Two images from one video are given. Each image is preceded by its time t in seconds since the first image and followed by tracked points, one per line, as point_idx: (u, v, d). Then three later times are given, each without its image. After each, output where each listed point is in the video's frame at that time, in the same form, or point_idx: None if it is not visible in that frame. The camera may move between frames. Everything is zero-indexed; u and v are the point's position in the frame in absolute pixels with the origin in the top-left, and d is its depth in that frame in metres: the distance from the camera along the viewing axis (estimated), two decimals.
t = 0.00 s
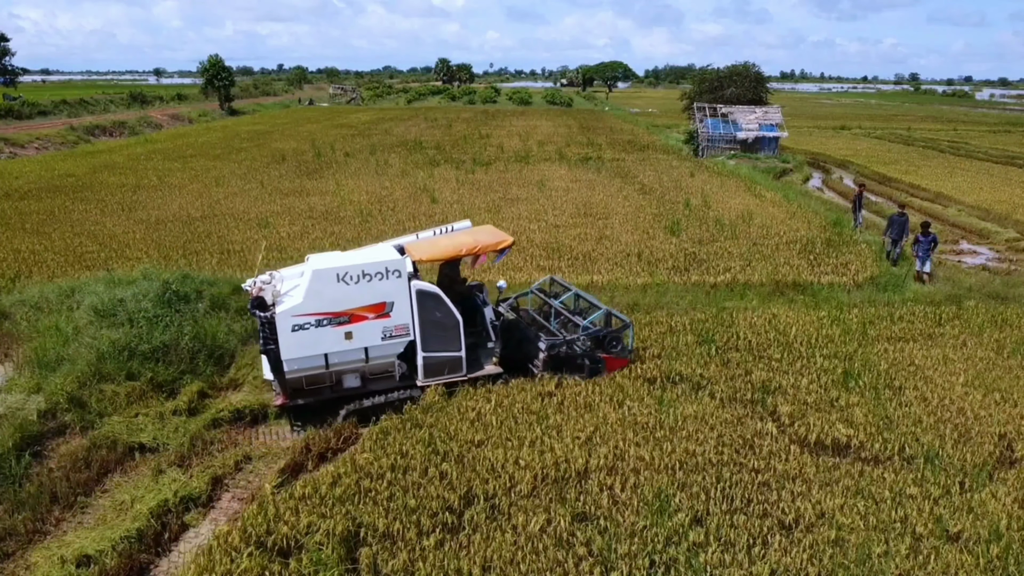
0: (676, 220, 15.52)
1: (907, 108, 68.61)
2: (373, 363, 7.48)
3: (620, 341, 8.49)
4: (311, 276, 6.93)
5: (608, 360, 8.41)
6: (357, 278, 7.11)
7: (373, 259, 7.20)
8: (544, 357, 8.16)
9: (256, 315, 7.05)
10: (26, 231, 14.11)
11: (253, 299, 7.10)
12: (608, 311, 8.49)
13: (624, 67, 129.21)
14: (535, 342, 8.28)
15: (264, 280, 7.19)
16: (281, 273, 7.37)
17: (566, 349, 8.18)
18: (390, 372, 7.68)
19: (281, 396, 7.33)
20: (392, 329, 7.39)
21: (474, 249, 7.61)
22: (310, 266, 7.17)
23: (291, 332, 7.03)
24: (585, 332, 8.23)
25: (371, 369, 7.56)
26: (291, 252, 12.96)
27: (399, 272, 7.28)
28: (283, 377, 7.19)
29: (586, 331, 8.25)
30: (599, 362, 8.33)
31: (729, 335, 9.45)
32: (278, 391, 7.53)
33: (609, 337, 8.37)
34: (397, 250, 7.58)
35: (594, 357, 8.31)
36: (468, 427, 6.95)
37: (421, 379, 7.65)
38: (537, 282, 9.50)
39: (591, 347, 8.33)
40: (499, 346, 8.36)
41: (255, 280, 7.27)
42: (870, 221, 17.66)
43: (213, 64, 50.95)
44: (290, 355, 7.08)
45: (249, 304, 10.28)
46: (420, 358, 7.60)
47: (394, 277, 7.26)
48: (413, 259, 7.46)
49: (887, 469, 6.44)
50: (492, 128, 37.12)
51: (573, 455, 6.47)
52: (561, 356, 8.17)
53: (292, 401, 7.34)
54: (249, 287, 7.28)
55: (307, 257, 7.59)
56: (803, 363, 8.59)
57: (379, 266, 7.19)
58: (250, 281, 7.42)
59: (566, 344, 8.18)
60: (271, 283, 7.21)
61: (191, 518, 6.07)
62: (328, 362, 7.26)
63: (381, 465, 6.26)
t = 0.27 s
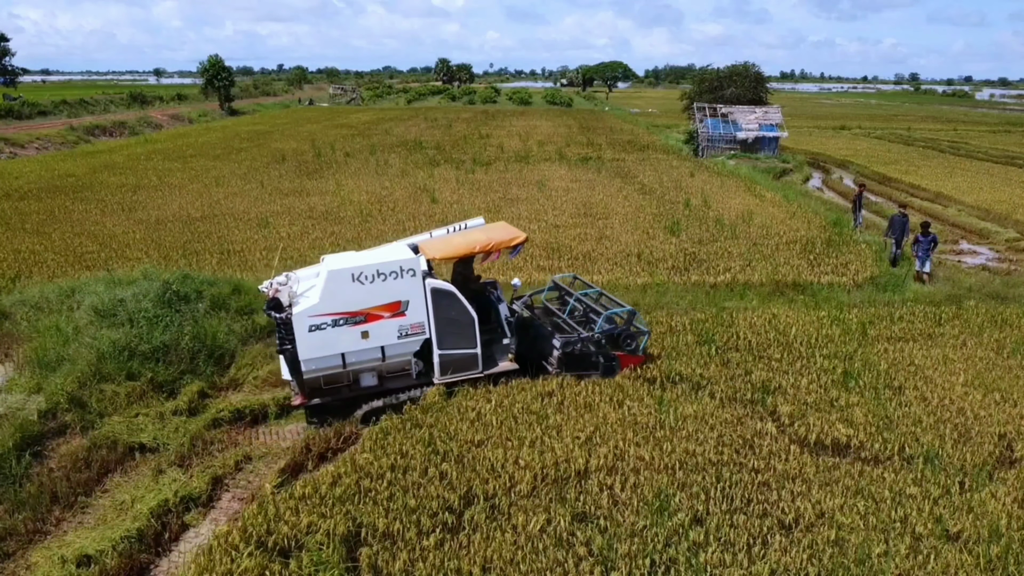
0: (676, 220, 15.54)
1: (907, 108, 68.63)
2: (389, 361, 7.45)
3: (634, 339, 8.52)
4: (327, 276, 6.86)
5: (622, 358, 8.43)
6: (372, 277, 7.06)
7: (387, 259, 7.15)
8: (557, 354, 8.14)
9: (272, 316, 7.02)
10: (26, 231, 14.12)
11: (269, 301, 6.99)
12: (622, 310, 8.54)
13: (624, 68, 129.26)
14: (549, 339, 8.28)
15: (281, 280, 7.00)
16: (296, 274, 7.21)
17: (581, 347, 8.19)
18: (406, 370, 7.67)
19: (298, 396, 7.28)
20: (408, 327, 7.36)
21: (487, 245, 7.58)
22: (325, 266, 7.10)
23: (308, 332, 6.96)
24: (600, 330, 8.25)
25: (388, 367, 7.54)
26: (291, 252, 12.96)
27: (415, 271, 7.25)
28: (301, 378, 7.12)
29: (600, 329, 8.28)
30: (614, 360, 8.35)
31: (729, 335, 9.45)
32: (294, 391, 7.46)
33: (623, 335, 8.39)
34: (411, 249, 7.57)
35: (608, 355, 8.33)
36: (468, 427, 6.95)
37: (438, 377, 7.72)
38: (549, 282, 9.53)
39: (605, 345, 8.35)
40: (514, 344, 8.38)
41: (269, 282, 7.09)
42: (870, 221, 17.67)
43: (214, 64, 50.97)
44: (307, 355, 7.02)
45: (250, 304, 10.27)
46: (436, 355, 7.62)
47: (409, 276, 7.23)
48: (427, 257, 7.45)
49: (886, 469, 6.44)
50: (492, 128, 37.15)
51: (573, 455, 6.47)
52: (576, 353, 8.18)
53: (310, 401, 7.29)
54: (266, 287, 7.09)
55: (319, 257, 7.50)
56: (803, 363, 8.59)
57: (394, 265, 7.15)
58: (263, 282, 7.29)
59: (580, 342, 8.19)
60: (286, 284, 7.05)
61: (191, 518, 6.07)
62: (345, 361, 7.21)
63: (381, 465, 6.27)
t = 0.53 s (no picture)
0: (676, 220, 15.54)
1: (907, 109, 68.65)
2: (407, 359, 7.46)
3: (650, 336, 8.49)
4: (347, 274, 6.90)
5: (638, 355, 8.41)
6: (391, 275, 7.10)
7: (405, 257, 7.19)
8: (573, 353, 8.10)
9: (290, 313, 6.99)
10: (26, 231, 14.13)
11: (288, 298, 7.06)
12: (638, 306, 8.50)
13: (624, 68, 129.33)
14: (565, 336, 8.24)
15: (300, 278, 7.15)
16: (315, 271, 7.32)
17: (597, 344, 8.15)
18: (423, 368, 7.69)
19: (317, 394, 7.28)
20: (425, 325, 7.39)
21: (504, 243, 7.63)
22: (344, 264, 7.13)
23: (327, 330, 6.98)
24: (616, 327, 8.22)
25: (405, 365, 7.54)
26: (292, 252, 12.96)
27: (433, 269, 7.29)
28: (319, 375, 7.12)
29: (616, 325, 8.24)
30: (630, 357, 8.35)
31: (728, 335, 9.45)
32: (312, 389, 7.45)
33: (640, 331, 8.35)
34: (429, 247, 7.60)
35: (624, 352, 8.33)
36: (468, 427, 6.95)
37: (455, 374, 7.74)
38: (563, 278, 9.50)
39: (621, 342, 8.32)
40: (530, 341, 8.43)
41: (288, 280, 7.21)
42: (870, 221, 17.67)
43: (214, 64, 51.01)
44: (326, 352, 7.03)
45: (250, 304, 10.25)
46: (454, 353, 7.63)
47: (427, 274, 7.27)
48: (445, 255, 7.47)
49: (886, 469, 6.44)
50: (492, 128, 37.16)
51: (574, 455, 6.47)
52: (593, 350, 8.15)
53: (328, 398, 7.29)
54: (284, 286, 7.22)
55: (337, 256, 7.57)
56: (802, 363, 8.60)
57: (412, 263, 7.19)
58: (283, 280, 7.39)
59: (597, 338, 8.15)
60: (305, 281, 7.18)
61: (191, 518, 6.07)
62: (364, 359, 7.22)
63: (381, 465, 6.27)
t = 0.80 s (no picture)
0: (676, 220, 15.54)
1: (907, 109, 68.66)
2: (424, 356, 7.56)
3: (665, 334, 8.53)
4: (365, 271, 7.02)
5: (652, 354, 8.48)
6: (409, 273, 7.21)
7: (423, 255, 7.30)
8: (588, 351, 8.19)
9: (311, 311, 7.16)
10: (26, 231, 14.14)
11: (308, 296, 7.26)
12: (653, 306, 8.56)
13: (624, 68, 129.36)
14: (580, 335, 8.31)
15: (319, 277, 7.33)
16: (334, 270, 7.49)
17: (612, 343, 8.22)
18: (440, 366, 7.79)
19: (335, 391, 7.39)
20: (443, 323, 7.48)
21: (522, 242, 7.67)
22: (361, 262, 7.25)
23: (345, 327, 7.09)
24: (631, 326, 8.28)
25: (423, 362, 7.64)
26: (292, 252, 12.96)
27: (450, 267, 7.39)
28: (338, 372, 7.22)
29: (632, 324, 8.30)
30: (644, 356, 8.41)
31: (728, 335, 9.45)
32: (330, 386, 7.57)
33: (655, 330, 8.40)
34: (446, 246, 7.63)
35: (639, 350, 8.39)
36: (468, 427, 6.94)
37: (471, 372, 7.82)
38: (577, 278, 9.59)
39: (636, 341, 8.38)
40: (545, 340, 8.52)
41: (307, 278, 7.41)
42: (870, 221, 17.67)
43: (214, 64, 51.04)
44: (345, 349, 7.14)
45: (251, 304, 10.24)
46: (471, 351, 7.72)
47: (445, 271, 7.38)
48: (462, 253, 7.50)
49: (886, 469, 6.44)
50: (492, 128, 37.15)
51: (574, 455, 6.47)
52: (608, 349, 8.22)
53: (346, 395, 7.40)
54: (304, 284, 7.41)
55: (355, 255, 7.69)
56: (802, 363, 8.59)
57: (430, 261, 7.29)
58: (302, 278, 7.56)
59: (612, 337, 8.22)
60: (324, 279, 7.36)
61: (191, 519, 6.07)
62: (382, 356, 7.33)
63: (381, 466, 6.26)
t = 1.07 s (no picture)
0: (676, 220, 15.54)
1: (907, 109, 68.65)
2: (440, 353, 7.70)
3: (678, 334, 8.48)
4: (385, 268, 7.14)
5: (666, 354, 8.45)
6: (427, 270, 7.34)
7: (441, 253, 7.43)
8: (602, 350, 8.20)
9: (329, 306, 7.38)
10: (26, 231, 14.13)
11: (326, 291, 7.42)
12: (666, 306, 8.54)
13: (624, 68, 129.36)
14: (594, 335, 8.30)
15: (337, 272, 7.41)
16: (351, 265, 7.58)
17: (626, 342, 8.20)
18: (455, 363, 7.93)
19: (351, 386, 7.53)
20: (460, 320, 7.62)
21: (539, 241, 7.86)
22: (380, 259, 7.38)
23: (363, 323, 7.22)
24: (645, 325, 8.27)
25: (438, 359, 7.79)
26: (292, 252, 12.95)
27: (467, 265, 7.53)
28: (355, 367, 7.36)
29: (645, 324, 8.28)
30: (658, 356, 8.38)
31: (728, 335, 9.44)
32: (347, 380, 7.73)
33: (668, 330, 8.36)
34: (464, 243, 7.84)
35: (653, 350, 8.37)
36: (467, 428, 6.93)
37: (487, 369, 7.95)
38: (589, 277, 9.62)
39: (649, 341, 8.36)
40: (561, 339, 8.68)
41: (326, 273, 7.50)
42: (870, 221, 17.66)
43: (214, 65, 51.04)
44: (362, 345, 7.28)
45: (250, 304, 10.22)
46: (487, 348, 7.85)
47: (462, 269, 7.51)
48: (479, 250, 7.71)
49: (886, 469, 6.43)
50: (492, 128, 37.14)
51: (573, 455, 6.46)
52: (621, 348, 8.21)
53: (363, 390, 7.55)
54: (322, 279, 7.51)
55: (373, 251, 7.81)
56: (802, 363, 8.58)
57: (448, 259, 7.43)
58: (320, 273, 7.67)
59: (626, 336, 8.20)
60: (342, 274, 7.46)
61: (190, 519, 6.06)
62: (398, 352, 7.47)
63: (380, 466, 6.26)
